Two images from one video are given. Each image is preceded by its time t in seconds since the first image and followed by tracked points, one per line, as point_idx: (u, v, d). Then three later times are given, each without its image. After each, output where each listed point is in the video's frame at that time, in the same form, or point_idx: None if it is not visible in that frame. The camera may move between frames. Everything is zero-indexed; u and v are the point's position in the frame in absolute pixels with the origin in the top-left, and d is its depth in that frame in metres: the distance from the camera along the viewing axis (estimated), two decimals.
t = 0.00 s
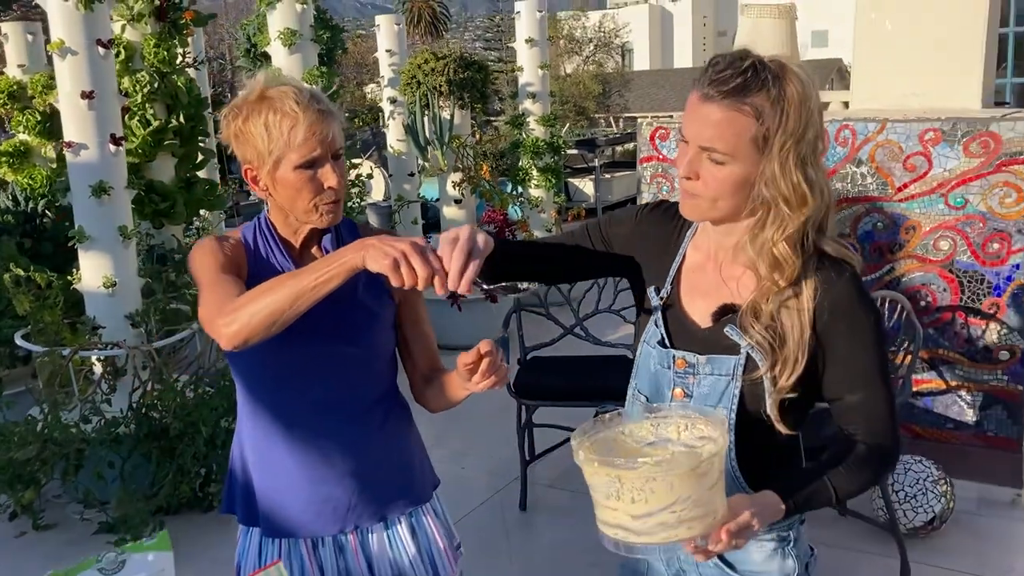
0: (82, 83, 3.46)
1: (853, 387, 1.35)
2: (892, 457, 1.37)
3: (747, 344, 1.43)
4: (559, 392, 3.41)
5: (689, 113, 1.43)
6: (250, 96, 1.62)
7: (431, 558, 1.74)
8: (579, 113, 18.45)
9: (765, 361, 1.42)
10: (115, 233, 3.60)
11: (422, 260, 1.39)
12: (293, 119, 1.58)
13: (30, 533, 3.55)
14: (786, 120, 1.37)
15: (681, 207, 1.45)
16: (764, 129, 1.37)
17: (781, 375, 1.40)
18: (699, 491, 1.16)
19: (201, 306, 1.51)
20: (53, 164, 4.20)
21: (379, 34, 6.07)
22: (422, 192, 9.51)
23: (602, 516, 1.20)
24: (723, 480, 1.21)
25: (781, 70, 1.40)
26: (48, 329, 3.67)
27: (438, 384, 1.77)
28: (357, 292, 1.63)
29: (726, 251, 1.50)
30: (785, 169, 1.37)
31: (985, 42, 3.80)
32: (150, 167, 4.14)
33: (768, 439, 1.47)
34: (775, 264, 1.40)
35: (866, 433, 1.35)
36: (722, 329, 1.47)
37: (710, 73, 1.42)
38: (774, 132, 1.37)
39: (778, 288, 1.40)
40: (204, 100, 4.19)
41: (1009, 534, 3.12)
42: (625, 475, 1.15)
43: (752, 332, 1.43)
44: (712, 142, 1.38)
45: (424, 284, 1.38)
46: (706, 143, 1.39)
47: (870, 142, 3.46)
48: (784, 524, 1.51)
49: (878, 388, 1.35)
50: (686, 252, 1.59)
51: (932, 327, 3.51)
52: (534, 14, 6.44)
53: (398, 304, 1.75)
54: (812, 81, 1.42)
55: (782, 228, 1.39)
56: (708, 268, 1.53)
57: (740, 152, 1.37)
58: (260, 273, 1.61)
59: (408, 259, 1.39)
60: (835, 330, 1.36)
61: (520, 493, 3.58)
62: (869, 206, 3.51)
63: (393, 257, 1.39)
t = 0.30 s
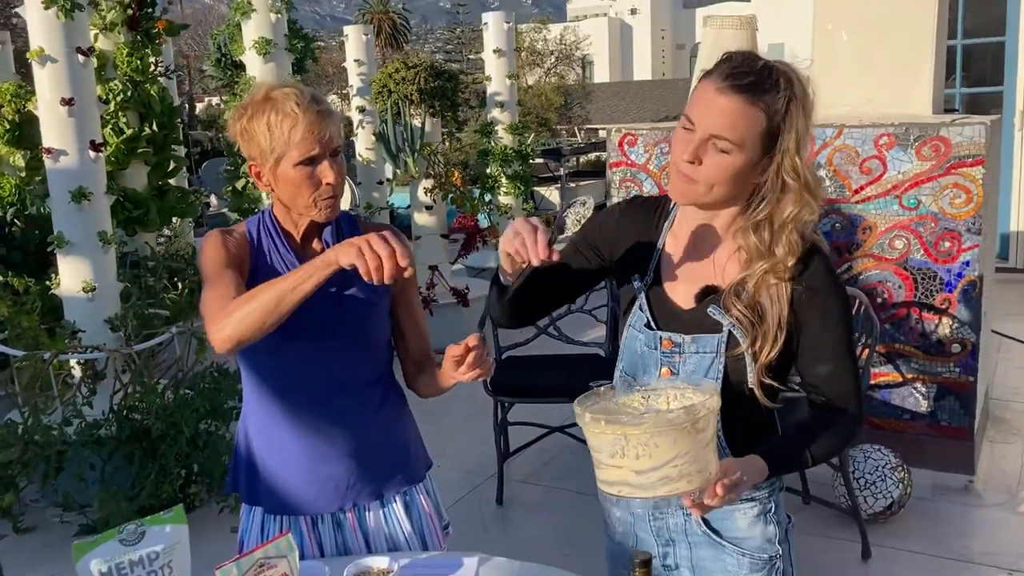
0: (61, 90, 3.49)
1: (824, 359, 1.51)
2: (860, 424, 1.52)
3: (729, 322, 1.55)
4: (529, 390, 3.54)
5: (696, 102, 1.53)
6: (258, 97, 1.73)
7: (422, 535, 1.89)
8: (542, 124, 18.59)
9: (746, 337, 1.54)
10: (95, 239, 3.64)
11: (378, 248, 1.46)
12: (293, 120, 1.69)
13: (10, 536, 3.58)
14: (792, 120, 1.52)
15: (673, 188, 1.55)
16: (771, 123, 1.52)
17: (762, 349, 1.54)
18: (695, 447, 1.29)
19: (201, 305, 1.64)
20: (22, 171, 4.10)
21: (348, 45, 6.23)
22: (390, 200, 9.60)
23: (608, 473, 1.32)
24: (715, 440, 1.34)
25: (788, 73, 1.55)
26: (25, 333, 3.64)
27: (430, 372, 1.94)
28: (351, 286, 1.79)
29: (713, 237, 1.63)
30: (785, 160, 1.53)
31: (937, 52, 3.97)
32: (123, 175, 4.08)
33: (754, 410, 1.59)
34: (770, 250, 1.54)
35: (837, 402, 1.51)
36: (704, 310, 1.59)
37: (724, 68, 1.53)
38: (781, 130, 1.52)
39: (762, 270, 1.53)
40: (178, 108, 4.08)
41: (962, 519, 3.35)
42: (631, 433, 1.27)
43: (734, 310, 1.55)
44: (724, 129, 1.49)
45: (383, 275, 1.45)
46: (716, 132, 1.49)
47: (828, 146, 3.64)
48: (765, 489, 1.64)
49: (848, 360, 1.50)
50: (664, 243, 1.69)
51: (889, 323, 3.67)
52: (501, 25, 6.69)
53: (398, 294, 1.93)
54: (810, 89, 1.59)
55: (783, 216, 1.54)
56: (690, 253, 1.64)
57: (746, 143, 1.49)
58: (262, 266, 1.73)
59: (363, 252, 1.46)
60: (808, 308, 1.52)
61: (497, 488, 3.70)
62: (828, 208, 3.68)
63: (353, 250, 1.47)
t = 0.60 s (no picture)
0: (42, 98, 3.50)
1: (807, 343, 1.62)
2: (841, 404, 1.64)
3: (715, 311, 1.63)
4: (506, 388, 3.62)
5: (668, 99, 1.63)
6: (260, 101, 1.91)
7: (411, 521, 2.02)
8: (510, 133, 18.65)
9: (731, 326, 1.62)
10: (74, 243, 3.63)
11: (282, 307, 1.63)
12: (295, 116, 1.87)
13: None
14: (757, 111, 1.62)
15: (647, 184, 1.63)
16: (736, 115, 1.62)
17: (748, 335, 1.62)
18: (690, 425, 1.39)
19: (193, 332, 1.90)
20: None
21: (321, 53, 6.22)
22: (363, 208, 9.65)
23: (606, 453, 1.41)
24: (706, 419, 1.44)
25: (750, 70, 1.65)
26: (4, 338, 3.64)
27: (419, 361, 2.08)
28: (342, 285, 1.93)
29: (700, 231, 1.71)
30: (752, 148, 1.62)
31: (896, 61, 4.12)
32: (98, 182, 3.91)
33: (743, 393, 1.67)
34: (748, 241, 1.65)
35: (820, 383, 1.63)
36: (692, 300, 1.67)
37: (690, 70, 1.64)
38: (747, 121, 1.62)
39: (747, 261, 1.62)
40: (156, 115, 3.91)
41: (925, 510, 3.52)
42: (628, 414, 1.36)
43: (720, 301, 1.64)
44: (691, 121, 1.58)
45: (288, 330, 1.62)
46: (683, 124, 1.58)
47: (793, 152, 3.75)
48: (753, 474, 1.69)
49: (829, 343, 1.62)
50: (647, 245, 1.77)
51: (854, 321, 3.80)
52: (473, 35, 6.88)
53: (386, 291, 2.07)
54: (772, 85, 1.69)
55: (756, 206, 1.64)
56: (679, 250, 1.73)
57: (713, 133, 1.59)
58: (259, 266, 1.90)
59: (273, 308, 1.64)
60: (789, 296, 1.62)
61: (476, 486, 3.78)
62: (795, 211, 3.81)
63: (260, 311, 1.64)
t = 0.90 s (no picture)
0: (19, 106, 3.42)
1: (791, 343, 1.59)
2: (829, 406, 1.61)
3: (699, 316, 1.63)
4: (486, 394, 3.66)
5: (637, 113, 1.64)
6: (238, 110, 1.95)
7: (390, 526, 2.06)
8: (484, 142, 18.71)
9: (716, 328, 1.62)
10: (51, 253, 3.57)
11: (257, 335, 1.79)
12: (273, 122, 1.92)
13: None
14: (724, 119, 1.62)
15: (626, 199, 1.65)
16: (704, 124, 1.61)
17: (732, 338, 1.62)
18: (669, 426, 1.43)
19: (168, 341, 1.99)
20: None
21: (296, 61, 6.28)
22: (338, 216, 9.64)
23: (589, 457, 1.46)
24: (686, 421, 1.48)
25: (716, 77, 1.65)
26: None
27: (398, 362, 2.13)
28: (319, 290, 1.99)
29: (677, 239, 1.70)
30: (723, 156, 1.61)
31: (864, 71, 4.22)
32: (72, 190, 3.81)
33: (731, 394, 1.67)
34: (726, 246, 1.63)
35: (806, 384, 1.60)
36: (676, 304, 1.67)
37: (659, 81, 1.65)
38: (715, 129, 1.62)
39: (727, 267, 1.61)
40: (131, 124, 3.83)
41: (896, 511, 3.59)
42: (608, 418, 1.41)
43: (703, 305, 1.63)
44: (659, 134, 1.59)
45: (261, 355, 1.79)
46: (652, 137, 1.60)
47: (766, 160, 3.83)
48: (739, 476, 1.68)
49: (812, 343, 1.59)
50: (634, 250, 1.77)
51: (826, 326, 3.88)
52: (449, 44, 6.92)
53: (366, 299, 2.13)
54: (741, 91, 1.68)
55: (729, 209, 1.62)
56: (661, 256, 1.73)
57: (682, 144, 1.59)
58: (237, 274, 1.96)
59: (248, 335, 1.81)
60: (773, 299, 1.60)
61: (456, 492, 3.81)
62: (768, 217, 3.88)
63: (234, 339, 1.81)
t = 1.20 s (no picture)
0: None
1: (780, 347, 1.60)
2: (818, 408, 1.63)
3: (688, 318, 1.64)
4: (470, 398, 3.66)
5: (624, 120, 1.66)
6: (218, 116, 1.96)
7: (369, 529, 2.07)
8: (464, 148, 18.71)
9: (704, 331, 1.64)
10: (31, 259, 3.49)
11: (234, 338, 1.86)
12: (255, 128, 1.93)
13: None
14: (711, 120, 1.64)
15: (620, 204, 1.67)
16: (692, 128, 1.63)
17: (720, 341, 1.63)
18: (653, 429, 1.44)
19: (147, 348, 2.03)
20: None
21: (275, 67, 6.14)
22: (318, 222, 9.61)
23: (574, 460, 1.46)
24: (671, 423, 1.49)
25: (698, 82, 1.67)
26: None
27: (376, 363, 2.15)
28: (297, 292, 2.00)
29: (665, 240, 1.73)
30: (712, 160, 1.63)
31: (842, 77, 4.27)
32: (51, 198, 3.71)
33: (721, 398, 1.69)
34: (715, 245, 1.65)
35: (796, 387, 1.62)
36: (664, 307, 1.68)
37: (643, 87, 1.68)
38: (702, 132, 1.64)
39: (716, 266, 1.62)
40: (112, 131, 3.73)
41: (876, 512, 3.63)
42: (592, 422, 1.41)
43: (691, 307, 1.64)
44: (648, 141, 1.62)
45: (243, 357, 1.85)
46: (641, 143, 1.62)
47: (746, 165, 3.87)
48: (731, 478, 1.69)
49: (800, 344, 1.61)
50: (624, 252, 1.80)
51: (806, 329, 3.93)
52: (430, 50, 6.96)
53: (345, 302, 2.14)
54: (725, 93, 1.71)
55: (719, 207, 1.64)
56: (650, 258, 1.75)
57: (671, 149, 1.62)
58: (214, 278, 1.98)
59: (225, 340, 1.85)
60: (761, 300, 1.61)
61: (440, 497, 3.82)
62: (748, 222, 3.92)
63: (210, 346, 1.86)
